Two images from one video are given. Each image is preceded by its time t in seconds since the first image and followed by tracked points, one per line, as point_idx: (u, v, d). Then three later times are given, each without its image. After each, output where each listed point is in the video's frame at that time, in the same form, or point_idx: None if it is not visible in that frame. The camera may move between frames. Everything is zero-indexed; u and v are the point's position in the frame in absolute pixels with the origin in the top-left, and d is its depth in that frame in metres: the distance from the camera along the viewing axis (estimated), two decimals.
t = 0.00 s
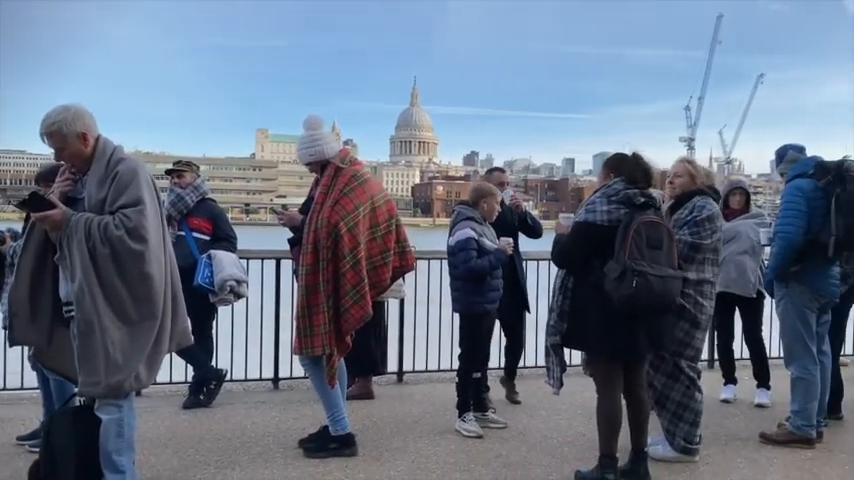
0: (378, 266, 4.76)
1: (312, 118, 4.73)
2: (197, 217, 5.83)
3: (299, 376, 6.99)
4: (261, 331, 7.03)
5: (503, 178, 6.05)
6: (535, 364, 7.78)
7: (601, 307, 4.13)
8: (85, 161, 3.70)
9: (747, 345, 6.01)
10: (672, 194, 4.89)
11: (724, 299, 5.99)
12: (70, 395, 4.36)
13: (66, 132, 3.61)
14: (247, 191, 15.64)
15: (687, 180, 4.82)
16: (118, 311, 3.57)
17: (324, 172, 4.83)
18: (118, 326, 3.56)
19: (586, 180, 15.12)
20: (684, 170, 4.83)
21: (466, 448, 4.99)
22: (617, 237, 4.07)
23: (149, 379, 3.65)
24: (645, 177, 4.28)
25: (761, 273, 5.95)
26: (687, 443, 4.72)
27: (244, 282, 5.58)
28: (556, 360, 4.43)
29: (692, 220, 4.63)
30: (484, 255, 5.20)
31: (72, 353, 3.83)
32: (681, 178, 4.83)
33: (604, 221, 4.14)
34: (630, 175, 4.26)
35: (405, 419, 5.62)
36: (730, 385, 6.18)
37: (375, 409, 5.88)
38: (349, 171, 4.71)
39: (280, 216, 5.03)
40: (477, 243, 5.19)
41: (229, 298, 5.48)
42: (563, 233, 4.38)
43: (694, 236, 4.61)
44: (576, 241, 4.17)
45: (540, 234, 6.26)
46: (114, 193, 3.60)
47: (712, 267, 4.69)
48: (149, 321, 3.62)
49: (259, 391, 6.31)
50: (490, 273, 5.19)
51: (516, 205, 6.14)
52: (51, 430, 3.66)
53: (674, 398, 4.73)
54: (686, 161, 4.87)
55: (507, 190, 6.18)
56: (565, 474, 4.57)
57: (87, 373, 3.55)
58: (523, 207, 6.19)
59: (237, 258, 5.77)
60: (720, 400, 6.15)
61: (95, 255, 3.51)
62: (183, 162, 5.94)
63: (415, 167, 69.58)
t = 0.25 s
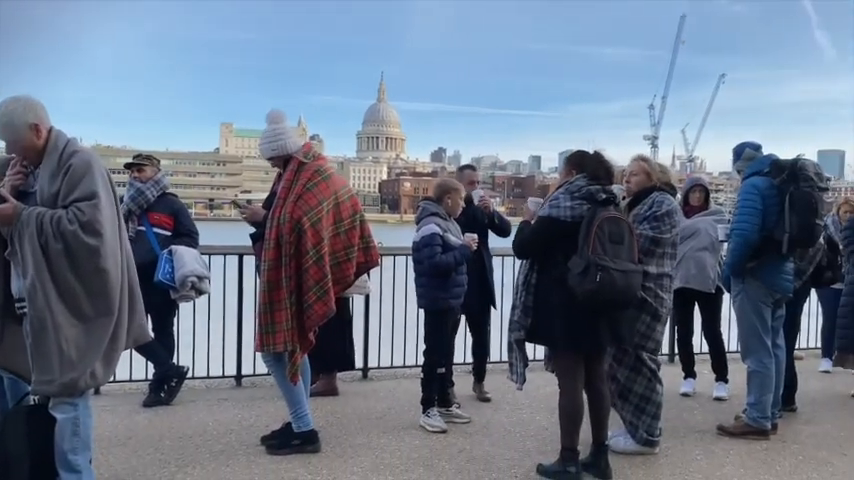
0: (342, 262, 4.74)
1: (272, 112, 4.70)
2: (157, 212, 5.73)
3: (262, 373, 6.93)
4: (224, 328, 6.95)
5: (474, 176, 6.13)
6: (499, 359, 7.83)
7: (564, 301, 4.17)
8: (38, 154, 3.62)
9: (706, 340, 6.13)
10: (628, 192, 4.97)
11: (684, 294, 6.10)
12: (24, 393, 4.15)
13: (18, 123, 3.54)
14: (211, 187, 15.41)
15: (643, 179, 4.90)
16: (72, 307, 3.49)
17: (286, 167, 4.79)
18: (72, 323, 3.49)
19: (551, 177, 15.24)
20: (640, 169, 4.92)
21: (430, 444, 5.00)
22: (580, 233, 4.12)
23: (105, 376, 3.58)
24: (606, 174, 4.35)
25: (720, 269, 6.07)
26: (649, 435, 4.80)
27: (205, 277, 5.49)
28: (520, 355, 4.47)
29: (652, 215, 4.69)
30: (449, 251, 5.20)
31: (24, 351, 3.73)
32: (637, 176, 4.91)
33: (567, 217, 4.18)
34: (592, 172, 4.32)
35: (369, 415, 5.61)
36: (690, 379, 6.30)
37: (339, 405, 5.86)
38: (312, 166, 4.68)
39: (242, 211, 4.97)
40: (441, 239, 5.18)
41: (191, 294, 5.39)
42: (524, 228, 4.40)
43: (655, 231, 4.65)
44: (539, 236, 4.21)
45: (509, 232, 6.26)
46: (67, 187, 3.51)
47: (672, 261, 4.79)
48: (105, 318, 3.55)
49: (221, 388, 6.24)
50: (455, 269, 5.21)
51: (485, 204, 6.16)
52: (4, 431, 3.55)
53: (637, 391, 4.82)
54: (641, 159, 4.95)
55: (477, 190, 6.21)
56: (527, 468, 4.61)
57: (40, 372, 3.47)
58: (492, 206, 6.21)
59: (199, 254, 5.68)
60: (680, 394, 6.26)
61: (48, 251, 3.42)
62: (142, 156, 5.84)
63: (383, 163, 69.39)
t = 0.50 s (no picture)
0: (306, 258, 4.71)
1: (235, 105, 4.66)
2: (118, 207, 5.63)
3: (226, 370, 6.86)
4: (187, 324, 6.86)
5: (448, 173, 6.13)
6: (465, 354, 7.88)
7: (530, 296, 4.22)
8: None
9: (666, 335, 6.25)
10: (590, 189, 5.03)
11: (645, 290, 6.21)
12: None
13: None
14: (176, 181, 15.16)
15: (603, 176, 4.97)
16: (25, 303, 3.41)
17: (249, 161, 4.75)
18: (26, 320, 3.41)
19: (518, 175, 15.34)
20: (600, 167, 4.98)
21: (394, 439, 5.01)
22: (547, 228, 4.16)
23: (61, 373, 3.52)
24: (569, 171, 4.42)
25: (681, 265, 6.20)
26: (609, 428, 4.88)
27: (167, 273, 5.42)
28: (483, 349, 4.46)
29: (612, 212, 4.78)
30: (415, 246, 5.22)
31: None
32: (597, 174, 4.97)
33: (534, 212, 4.21)
34: (557, 168, 4.38)
35: (334, 411, 5.60)
36: (651, 373, 6.41)
37: (304, 401, 5.84)
38: (275, 160, 4.64)
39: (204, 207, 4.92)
40: (409, 234, 5.20)
41: (152, 290, 5.32)
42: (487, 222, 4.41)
43: (615, 228, 4.75)
44: (507, 231, 4.22)
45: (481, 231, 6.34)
46: (20, 179, 3.42)
47: (633, 257, 4.87)
48: (61, 313, 3.48)
49: (184, 385, 6.16)
50: (421, 264, 5.23)
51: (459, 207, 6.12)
52: None
53: (598, 384, 4.90)
54: (602, 157, 5.02)
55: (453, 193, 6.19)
56: (491, 462, 4.65)
57: None
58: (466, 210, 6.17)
59: (161, 250, 5.60)
60: (641, 387, 6.38)
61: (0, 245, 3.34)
62: (103, 148, 5.72)
63: (351, 159, 69.05)
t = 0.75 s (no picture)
0: (270, 253, 4.66)
1: (196, 98, 4.59)
2: (77, 201, 5.50)
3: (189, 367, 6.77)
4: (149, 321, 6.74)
5: (423, 173, 6.04)
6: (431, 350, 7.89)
7: (498, 291, 4.25)
8: None
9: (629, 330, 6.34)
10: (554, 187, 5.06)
11: (609, 285, 6.29)
12: None
13: None
14: (140, 175, 14.87)
15: (567, 174, 5.01)
16: None
17: (211, 155, 4.69)
18: None
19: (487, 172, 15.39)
20: (565, 165, 5.03)
21: (359, 435, 5.00)
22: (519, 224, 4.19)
23: (15, 372, 3.45)
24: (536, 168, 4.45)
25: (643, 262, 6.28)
26: (572, 422, 4.94)
27: (128, 269, 5.32)
28: (450, 344, 4.47)
29: (575, 209, 4.83)
30: (383, 242, 5.20)
31: None
32: (562, 172, 5.02)
33: (506, 208, 4.23)
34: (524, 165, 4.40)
35: (299, 408, 5.56)
36: (614, 368, 6.51)
37: (268, 398, 5.79)
38: (237, 153, 4.59)
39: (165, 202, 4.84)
40: (377, 230, 5.18)
41: (113, 287, 5.23)
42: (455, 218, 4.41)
43: (577, 225, 4.81)
44: (477, 226, 4.23)
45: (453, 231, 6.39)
46: None
47: (596, 253, 4.93)
48: (16, 310, 3.39)
49: (145, 383, 6.06)
50: (389, 261, 5.21)
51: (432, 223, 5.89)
52: None
53: (562, 379, 4.93)
54: (566, 155, 5.07)
55: (430, 207, 5.95)
56: (456, 457, 4.67)
57: None
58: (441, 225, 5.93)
59: (122, 245, 5.50)
60: (605, 382, 6.46)
61: None
62: (61, 141, 5.58)
63: (320, 154, 68.55)
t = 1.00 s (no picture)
0: (234, 249, 4.62)
1: (159, 90, 4.52)
2: (37, 195, 5.37)
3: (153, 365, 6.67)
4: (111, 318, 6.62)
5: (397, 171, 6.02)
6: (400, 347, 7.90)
7: (472, 287, 4.26)
8: None
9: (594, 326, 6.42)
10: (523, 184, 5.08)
11: (575, 282, 6.36)
12: None
13: None
14: (103, 170, 14.57)
15: (535, 172, 5.07)
16: None
17: (174, 149, 4.62)
18: None
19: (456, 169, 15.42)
20: (533, 163, 5.10)
21: (327, 432, 4.98)
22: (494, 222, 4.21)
23: None
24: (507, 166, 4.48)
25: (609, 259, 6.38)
26: (538, 417, 4.99)
27: (90, 265, 5.22)
28: (420, 341, 4.48)
29: (539, 207, 4.87)
30: (353, 237, 5.18)
31: None
32: (530, 170, 5.08)
33: (483, 206, 4.25)
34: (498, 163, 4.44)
35: (266, 405, 5.52)
36: (580, 363, 6.59)
37: (234, 395, 5.73)
38: (201, 147, 4.53)
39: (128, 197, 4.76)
40: (346, 226, 5.16)
41: (74, 283, 5.12)
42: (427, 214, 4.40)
43: (539, 223, 4.85)
44: (452, 222, 4.22)
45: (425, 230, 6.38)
46: None
47: (559, 251, 4.99)
48: None
49: (108, 381, 5.95)
50: (359, 256, 5.20)
51: (399, 233, 5.79)
52: None
53: (527, 375, 4.98)
54: (534, 154, 5.15)
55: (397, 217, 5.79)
56: (423, 452, 4.68)
57: None
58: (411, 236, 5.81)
59: (84, 240, 5.39)
60: (571, 377, 6.53)
61: None
62: (21, 133, 5.44)
63: (290, 150, 67.99)
